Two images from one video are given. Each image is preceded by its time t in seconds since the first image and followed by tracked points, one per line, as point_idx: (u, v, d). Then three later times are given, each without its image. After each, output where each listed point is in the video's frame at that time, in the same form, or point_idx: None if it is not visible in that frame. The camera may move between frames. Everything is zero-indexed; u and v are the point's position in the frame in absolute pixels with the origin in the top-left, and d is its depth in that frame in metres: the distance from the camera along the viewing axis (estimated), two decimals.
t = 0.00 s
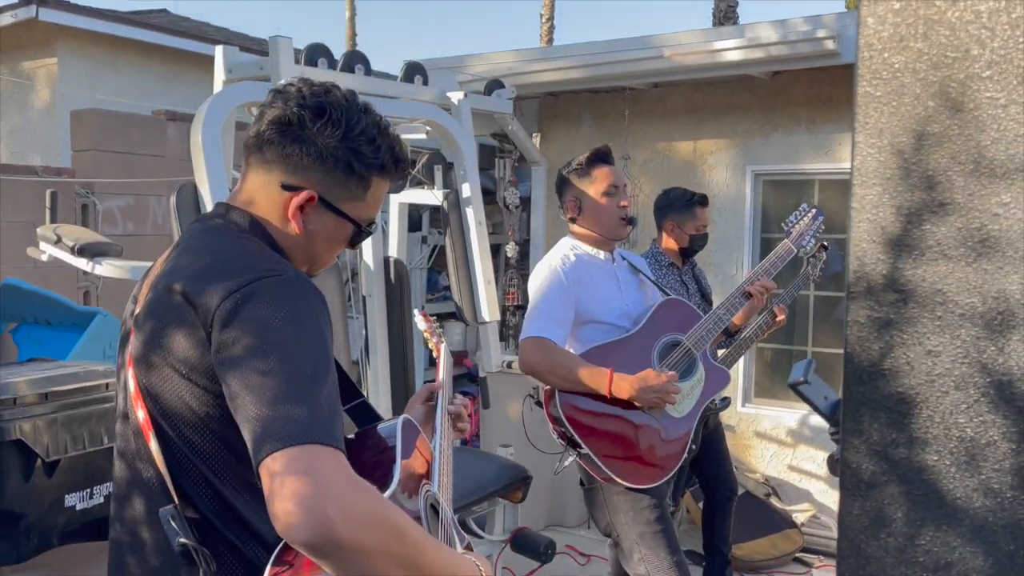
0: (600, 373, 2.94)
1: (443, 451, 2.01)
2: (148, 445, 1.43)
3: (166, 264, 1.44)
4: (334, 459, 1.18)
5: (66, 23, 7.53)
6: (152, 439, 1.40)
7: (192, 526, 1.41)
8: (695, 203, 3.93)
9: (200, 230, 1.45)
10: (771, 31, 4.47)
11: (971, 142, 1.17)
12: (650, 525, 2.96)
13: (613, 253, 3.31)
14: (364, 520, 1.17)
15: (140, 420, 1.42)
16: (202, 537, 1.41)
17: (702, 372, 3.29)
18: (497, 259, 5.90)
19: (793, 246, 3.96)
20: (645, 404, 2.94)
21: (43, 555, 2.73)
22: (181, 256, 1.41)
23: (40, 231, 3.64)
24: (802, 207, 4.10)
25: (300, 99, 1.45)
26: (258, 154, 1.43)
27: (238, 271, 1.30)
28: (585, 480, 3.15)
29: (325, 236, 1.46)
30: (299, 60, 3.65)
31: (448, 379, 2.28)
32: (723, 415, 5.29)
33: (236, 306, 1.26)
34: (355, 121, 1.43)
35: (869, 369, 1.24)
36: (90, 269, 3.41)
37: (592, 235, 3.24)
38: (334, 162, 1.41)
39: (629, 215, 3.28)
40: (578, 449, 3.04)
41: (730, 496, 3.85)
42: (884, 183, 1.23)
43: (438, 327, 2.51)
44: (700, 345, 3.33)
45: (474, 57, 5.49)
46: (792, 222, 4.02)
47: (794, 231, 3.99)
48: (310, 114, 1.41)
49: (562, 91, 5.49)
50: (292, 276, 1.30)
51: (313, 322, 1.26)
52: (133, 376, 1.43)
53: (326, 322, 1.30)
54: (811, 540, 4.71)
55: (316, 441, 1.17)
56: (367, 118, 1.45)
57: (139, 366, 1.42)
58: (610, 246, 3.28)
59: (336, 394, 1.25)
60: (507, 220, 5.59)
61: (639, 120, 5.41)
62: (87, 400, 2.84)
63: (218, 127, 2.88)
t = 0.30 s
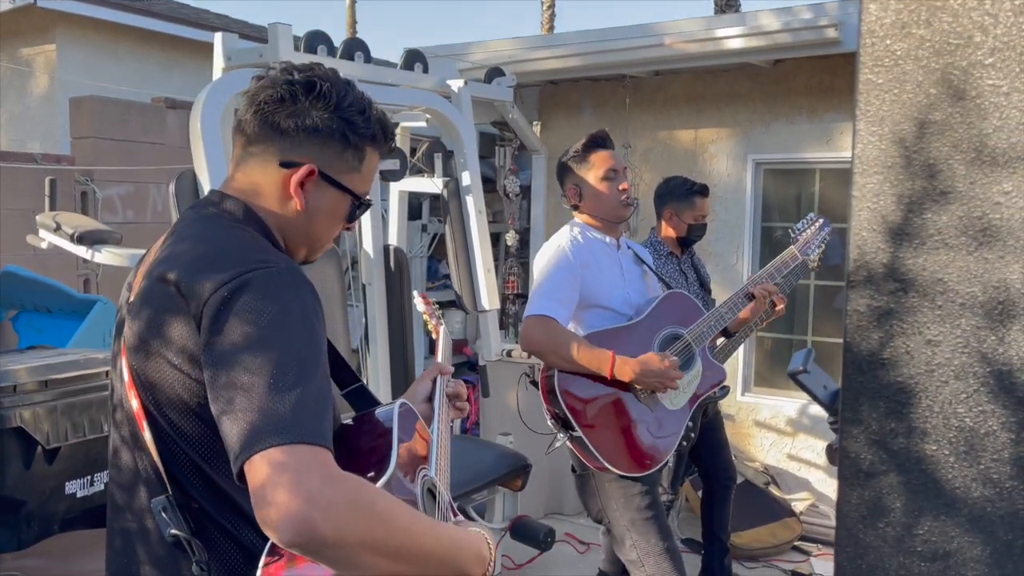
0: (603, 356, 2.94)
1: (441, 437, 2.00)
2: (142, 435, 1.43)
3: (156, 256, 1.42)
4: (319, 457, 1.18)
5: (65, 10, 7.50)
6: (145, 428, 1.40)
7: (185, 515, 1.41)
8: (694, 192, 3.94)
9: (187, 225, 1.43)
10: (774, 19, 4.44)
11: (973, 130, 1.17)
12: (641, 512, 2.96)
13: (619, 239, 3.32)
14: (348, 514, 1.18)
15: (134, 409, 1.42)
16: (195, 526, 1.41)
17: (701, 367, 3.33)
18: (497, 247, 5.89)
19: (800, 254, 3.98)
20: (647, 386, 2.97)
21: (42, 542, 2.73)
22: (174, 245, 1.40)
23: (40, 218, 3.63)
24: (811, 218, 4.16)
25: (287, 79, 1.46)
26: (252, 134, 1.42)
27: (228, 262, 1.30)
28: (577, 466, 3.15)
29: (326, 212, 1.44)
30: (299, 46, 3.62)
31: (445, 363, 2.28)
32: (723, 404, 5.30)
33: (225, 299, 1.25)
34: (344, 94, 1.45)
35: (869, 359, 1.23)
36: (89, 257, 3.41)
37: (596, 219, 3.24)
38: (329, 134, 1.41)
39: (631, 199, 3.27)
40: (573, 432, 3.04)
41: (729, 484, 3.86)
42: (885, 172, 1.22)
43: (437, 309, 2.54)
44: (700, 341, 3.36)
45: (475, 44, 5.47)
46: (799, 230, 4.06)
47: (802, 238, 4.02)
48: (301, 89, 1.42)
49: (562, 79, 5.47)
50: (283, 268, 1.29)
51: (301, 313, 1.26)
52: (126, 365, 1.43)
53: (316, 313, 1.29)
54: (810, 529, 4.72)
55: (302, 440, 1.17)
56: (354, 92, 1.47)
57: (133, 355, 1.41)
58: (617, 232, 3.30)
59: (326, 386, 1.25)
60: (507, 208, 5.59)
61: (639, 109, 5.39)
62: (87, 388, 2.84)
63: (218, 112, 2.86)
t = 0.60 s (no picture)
0: (605, 355, 2.92)
1: (439, 432, 2.00)
2: (144, 429, 1.42)
3: (157, 250, 1.42)
4: (329, 450, 1.19)
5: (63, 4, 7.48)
6: (147, 422, 1.39)
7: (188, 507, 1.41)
8: (691, 185, 3.92)
9: (188, 219, 1.42)
10: (775, 13, 4.43)
11: (978, 119, 1.16)
12: (642, 509, 2.98)
13: (617, 237, 3.32)
14: (355, 506, 1.19)
15: (136, 402, 1.41)
16: (198, 519, 1.41)
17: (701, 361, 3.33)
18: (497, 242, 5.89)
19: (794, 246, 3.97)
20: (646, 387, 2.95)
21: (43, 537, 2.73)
22: (176, 239, 1.39)
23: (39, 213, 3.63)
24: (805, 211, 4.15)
25: (294, 75, 1.45)
26: (254, 128, 1.41)
27: (231, 256, 1.29)
28: (577, 464, 3.16)
29: (324, 210, 1.44)
30: (299, 42, 3.61)
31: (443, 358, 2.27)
32: (724, 399, 5.30)
33: (230, 291, 1.25)
34: (349, 94, 1.44)
35: (873, 350, 1.23)
36: (90, 252, 3.41)
37: (600, 219, 3.24)
38: (332, 134, 1.40)
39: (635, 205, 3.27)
40: (573, 429, 3.03)
41: (729, 479, 3.86)
42: (890, 162, 1.21)
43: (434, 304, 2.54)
44: (699, 334, 3.34)
45: (475, 39, 5.46)
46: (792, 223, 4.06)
47: (794, 231, 4.03)
48: (307, 87, 1.41)
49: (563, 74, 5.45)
50: (286, 261, 1.29)
51: (304, 305, 1.25)
52: (127, 358, 1.42)
53: (320, 307, 1.29)
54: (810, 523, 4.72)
55: (311, 430, 1.17)
56: (360, 92, 1.45)
57: (134, 348, 1.40)
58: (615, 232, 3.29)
59: (331, 378, 1.25)
60: (507, 203, 5.65)
61: (640, 104, 5.39)
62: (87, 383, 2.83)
63: (218, 108, 2.86)
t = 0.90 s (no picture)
0: (605, 347, 2.92)
1: (437, 428, 1.98)
2: (145, 425, 1.41)
3: (155, 248, 1.40)
4: (329, 442, 1.17)
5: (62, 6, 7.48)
6: (148, 418, 1.38)
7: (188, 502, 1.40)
8: (689, 183, 3.94)
9: (184, 216, 1.41)
10: (774, 12, 4.42)
11: (986, 106, 1.19)
12: (640, 505, 2.96)
13: (619, 230, 3.30)
14: (357, 498, 1.18)
15: (136, 398, 1.40)
16: (198, 515, 1.40)
17: (701, 355, 3.30)
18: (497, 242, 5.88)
19: (798, 239, 3.98)
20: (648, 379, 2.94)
21: (43, 538, 2.71)
22: (174, 236, 1.37)
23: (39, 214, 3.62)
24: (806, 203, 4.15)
25: (272, 61, 1.43)
26: (239, 120, 1.39)
27: (231, 250, 1.28)
28: (576, 460, 3.14)
29: (320, 193, 1.42)
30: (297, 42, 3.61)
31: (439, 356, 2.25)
32: (724, 398, 5.29)
33: (229, 286, 1.24)
34: (330, 74, 1.43)
35: (880, 340, 1.26)
36: (89, 252, 3.40)
37: (603, 212, 3.23)
38: (319, 115, 1.39)
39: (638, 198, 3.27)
40: (574, 424, 3.02)
41: (731, 478, 3.84)
42: (896, 154, 1.25)
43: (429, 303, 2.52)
44: (700, 329, 3.34)
45: (475, 39, 5.46)
46: (795, 216, 4.05)
47: (797, 224, 4.02)
48: (288, 71, 1.40)
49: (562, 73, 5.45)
50: (285, 255, 1.28)
51: (304, 300, 1.24)
52: (127, 354, 1.41)
53: (318, 301, 1.28)
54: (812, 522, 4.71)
55: (312, 424, 1.16)
56: (339, 71, 1.45)
57: (135, 345, 1.39)
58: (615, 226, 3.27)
59: (330, 372, 1.23)
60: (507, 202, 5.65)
61: (639, 103, 5.38)
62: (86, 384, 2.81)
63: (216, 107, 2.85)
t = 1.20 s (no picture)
0: (605, 352, 2.87)
1: (436, 426, 1.97)
2: (137, 429, 1.40)
3: (145, 250, 1.39)
4: (321, 446, 1.16)
5: (60, 11, 7.48)
6: (141, 423, 1.37)
7: (182, 508, 1.39)
8: (682, 180, 3.97)
9: (173, 219, 1.39)
10: (772, 12, 4.42)
11: (986, 93, 1.14)
12: (635, 508, 2.96)
13: (624, 231, 3.30)
14: (352, 500, 1.17)
15: (129, 403, 1.39)
16: (195, 522, 1.39)
17: (701, 363, 3.30)
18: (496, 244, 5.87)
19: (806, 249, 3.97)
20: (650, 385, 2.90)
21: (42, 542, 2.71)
22: (165, 235, 1.36)
23: (37, 218, 3.61)
24: (813, 209, 4.14)
25: (298, 73, 1.45)
26: (253, 122, 1.39)
27: (221, 253, 1.27)
28: (574, 460, 3.16)
29: (320, 207, 1.41)
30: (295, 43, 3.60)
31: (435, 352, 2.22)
32: (725, 400, 5.28)
33: (217, 289, 1.22)
34: (351, 96, 1.45)
35: (881, 334, 1.20)
36: (86, 256, 3.39)
37: (608, 209, 3.21)
38: (336, 131, 1.41)
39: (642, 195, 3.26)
40: (572, 428, 3.00)
41: (731, 479, 3.82)
42: (895, 141, 1.20)
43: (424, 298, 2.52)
44: (702, 335, 3.33)
45: (473, 41, 5.45)
46: (803, 221, 4.06)
47: (805, 229, 4.03)
48: (315, 84, 1.42)
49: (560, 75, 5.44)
50: (274, 257, 1.26)
51: (294, 302, 1.23)
52: (118, 358, 1.40)
53: (309, 302, 1.26)
54: (813, 523, 4.70)
55: (299, 430, 1.15)
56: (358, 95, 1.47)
57: (125, 348, 1.38)
58: (621, 224, 3.26)
59: (323, 373, 1.23)
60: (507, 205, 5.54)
61: (638, 105, 5.37)
62: (84, 388, 2.80)
63: (213, 111, 2.85)
